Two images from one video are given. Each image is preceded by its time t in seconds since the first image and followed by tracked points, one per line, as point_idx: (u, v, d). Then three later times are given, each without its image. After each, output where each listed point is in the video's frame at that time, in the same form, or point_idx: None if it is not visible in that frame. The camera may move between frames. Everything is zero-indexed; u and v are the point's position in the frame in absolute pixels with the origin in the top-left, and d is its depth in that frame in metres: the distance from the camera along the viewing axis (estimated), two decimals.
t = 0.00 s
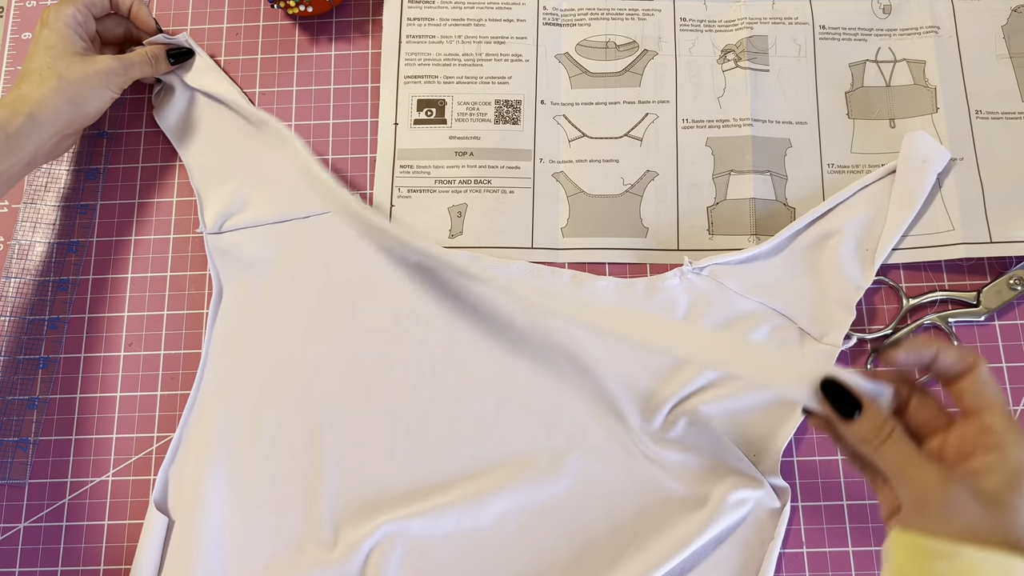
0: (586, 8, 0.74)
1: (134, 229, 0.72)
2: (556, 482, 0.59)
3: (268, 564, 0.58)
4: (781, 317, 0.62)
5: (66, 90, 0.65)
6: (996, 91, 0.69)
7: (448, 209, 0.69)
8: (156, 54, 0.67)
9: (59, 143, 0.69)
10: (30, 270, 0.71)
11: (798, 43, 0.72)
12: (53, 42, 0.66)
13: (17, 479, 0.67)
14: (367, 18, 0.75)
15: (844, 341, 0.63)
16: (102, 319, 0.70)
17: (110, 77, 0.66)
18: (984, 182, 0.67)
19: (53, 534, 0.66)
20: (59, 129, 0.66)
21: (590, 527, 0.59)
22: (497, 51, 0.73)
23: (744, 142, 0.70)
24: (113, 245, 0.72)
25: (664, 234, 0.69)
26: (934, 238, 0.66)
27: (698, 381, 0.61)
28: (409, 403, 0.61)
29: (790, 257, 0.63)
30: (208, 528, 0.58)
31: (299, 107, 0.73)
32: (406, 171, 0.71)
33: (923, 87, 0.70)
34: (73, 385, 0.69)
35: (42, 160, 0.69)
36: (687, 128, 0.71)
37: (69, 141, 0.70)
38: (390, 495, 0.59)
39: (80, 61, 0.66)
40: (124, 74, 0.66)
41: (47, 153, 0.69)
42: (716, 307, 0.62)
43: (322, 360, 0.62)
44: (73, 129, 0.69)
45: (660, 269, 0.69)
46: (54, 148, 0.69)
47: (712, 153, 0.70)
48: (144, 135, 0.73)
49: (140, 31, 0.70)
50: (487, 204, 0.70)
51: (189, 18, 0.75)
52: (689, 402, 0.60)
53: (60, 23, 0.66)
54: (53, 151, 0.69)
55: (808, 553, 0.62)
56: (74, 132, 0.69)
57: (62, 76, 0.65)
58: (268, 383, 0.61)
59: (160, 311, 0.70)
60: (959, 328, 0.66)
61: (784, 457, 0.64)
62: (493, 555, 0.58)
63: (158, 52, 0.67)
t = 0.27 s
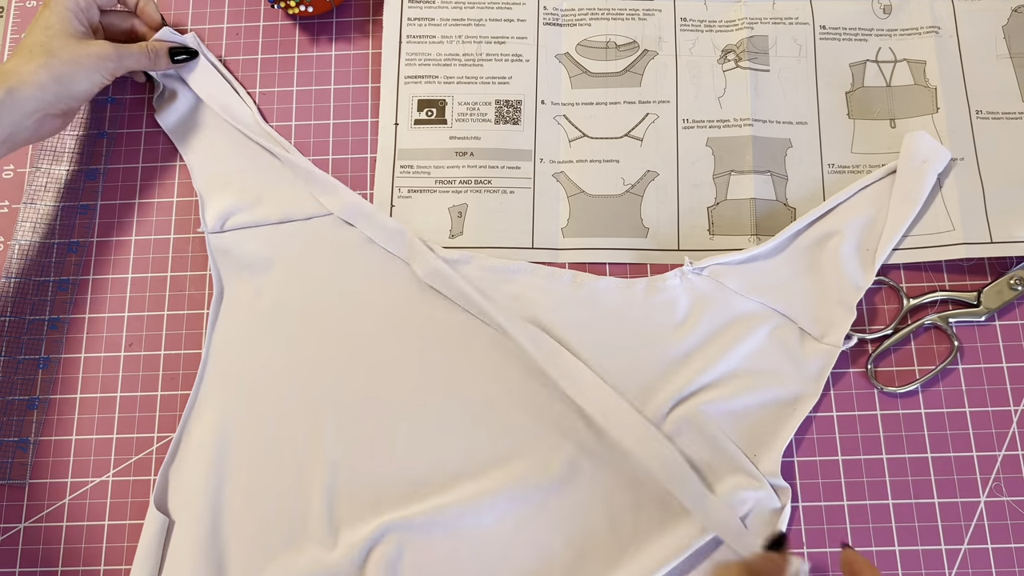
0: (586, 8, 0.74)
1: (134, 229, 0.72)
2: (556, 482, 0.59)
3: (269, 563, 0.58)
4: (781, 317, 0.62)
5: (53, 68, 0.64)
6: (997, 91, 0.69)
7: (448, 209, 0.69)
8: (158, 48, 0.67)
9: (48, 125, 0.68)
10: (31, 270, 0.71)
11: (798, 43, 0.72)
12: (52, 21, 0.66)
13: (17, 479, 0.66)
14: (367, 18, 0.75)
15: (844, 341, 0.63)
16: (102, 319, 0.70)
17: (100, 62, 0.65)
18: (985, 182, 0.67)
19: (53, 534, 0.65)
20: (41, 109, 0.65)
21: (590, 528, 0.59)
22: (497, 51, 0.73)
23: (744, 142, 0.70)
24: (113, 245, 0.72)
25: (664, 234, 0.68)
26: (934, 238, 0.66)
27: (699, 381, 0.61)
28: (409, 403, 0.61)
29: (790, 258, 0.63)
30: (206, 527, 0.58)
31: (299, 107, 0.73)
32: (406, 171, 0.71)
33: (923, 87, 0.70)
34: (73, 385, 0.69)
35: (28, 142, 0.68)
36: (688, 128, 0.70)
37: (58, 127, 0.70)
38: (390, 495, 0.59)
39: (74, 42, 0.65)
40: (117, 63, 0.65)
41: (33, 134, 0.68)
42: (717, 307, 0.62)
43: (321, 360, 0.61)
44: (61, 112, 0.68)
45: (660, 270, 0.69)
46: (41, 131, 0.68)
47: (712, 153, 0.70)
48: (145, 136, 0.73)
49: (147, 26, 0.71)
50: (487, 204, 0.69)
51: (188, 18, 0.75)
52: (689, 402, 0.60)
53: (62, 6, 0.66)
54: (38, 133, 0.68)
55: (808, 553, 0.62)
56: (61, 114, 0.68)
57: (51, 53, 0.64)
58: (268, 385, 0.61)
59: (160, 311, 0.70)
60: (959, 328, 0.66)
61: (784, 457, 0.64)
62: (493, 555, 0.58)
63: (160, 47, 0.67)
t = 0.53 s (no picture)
0: (586, 8, 0.74)
1: (134, 229, 0.72)
2: (556, 482, 0.59)
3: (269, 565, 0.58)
4: (782, 317, 0.62)
5: (29, 45, 0.64)
6: (997, 91, 0.69)
7: (448, 209, 0.69)
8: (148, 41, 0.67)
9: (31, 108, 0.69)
10: (31, 269, 0.71)
11: (798, 43, 0.72)
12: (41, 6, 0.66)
13: (17, 479, 0.66)
14: (367, 18, 0.75)
15: (844, 341, 0.63)
16: (102, 318, 0.70)
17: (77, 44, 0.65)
18: (985, 182, 0.67)
19: (53, 535, 0.65)
20: (17, 90, 0.66)
21: (590, 527, 0.59)
22: (497, 51, 0.73)
23: (744, 142, 0.70)
24: (113, 245, 0.72)
25: (664, 234, 0.68)
26: (935, 238, 0.66)
27: (699, 381, 0.61)
28: (410, 403, 0.61)
29: (790, 258, 0.63)
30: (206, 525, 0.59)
31: (299, 107, 0.73)
32: (406, 171, 0.71)
33: (923, 87, 0.70)
34: (74, 385, 0.69)
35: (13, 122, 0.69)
36: (687, 127, 0.70)
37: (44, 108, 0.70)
38: (391, 495, 0.60)
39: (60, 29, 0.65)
40: (99, 46, 0.65)
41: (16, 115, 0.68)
42: (717, 308, 0.63)
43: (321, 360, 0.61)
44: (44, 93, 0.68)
45: (660, 270, 0.69)
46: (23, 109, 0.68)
47: (712, 153, 0.70)
48: (145, 136, 0.73)
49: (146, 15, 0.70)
50: (487, 204, 0.69)
51: (189, 18, 0.75)
52: (689, 402, 0.60)
53: None
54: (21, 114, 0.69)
55: (808, 553, 0.62)
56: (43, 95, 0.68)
57: (32, 35, 0.65)
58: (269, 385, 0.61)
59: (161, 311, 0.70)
60: (959, 328, 0.66)
61: (784, 457, 0.64)
62: (493, 556, 0.58)
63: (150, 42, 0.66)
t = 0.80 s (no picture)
0: (586, 8, 0.74)
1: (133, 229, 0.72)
2: (556, 482, 0.59)
3: (269, 565, 0.57)
4: (782, 317, 0.63)
5: (18, 73, 0.63)
6: (997, 91, 0.69)
7: (448, 209, 0.69)
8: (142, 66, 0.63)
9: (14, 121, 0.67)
10: (31, 268, 0.71)
11: (798, 43, 0.72)
12: (32, 23, 0.63)
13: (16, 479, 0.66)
14: (367, 18, 0.75)
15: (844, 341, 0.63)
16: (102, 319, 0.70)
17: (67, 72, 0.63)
18: (985, 181, 0.67)
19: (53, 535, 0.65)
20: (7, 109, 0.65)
21: (590, 527, 0.59)
22: (497, 51, 0.73)
23: (744, 142, 0.70)
24: (113, 245, 0.72)
25: (664, 235, 0.68)
26: (934, 238, 0.66)
27: (698, 381, 0.61)
28: (410, 403, 0.61)
29: (790, 258, 0.63)
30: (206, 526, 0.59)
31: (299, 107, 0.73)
32: (406, 171, 0.71)
33: (923, 87, 0.70)
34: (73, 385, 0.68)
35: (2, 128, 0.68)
36: (687, 127, 0.70)
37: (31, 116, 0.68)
38: (390, 495, 0.60)
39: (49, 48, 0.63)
40: (91, 73, 0.63)
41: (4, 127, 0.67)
42: (717, 308, 0.63)
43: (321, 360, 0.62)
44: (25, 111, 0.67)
45: (660, 270, 0.69)
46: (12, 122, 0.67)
47: (712, 153, 0.70)
48: (144, 136, 0.73)
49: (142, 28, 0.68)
50: (487, 204, 0.69)
51: (189, 18, 0.75)
52: (689, 402, 0.60)
53: (47, 7, 0.64)
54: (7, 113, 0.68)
55: (808, 553, 0.62)
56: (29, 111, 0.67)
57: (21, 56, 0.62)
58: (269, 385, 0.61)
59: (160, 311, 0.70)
60: (959, 328, 0.66)
61: (785, 457, 0.64)
62: (493, 556, 0.58)
63: (136, 69, 0.62)
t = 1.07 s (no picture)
0: (586, 8, 0.74)
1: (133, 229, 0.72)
2: (556, 482, 0.59)
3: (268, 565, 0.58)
4: (782, 317, 0.63)
5: (24, 85, 0.63)
6: (997, 91, 0.69)
7: (448, 209, 0.69)
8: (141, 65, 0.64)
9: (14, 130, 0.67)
10: (31, 268, 0.71)
11: (798, 43, 0.72)
12: (32, 31, 0.63)
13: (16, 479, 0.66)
14: (367, 18, 0.75)
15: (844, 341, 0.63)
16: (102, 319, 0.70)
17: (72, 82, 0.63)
18: (985, 181, 0.67)
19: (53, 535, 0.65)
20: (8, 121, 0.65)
21: (590, 527, 0.59)
22: (497, 51, 0.73)
23: (744, 142, 0.70)
24: (113, 245, 0.72)
25: (664, 235, 0.68)
26: (934, 238, 0.66)
27: (698, 381, 0.61)
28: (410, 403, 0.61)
29: (790, 258, 0.63)
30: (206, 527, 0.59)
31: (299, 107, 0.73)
32: (406, 171, 0.71)
33: (923, 87, 0.70)
34: (73, 385, 0.69)
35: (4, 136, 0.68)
36: (688, 127, 0.70)
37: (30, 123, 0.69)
38: (390, 495, 0.60)
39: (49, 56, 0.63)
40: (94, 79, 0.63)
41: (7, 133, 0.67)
42: (717, 308, 0.63)
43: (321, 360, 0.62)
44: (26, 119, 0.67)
45: (660, 270, 0.69)
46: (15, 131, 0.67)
47: (712, 153, 0.70)
48: (144, 135, 0.73)
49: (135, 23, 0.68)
50: (488, 203, 0.69)
51: (189, 18, 0.75)
52: (689, 402, 0.60)
53: (44, 13, 0.63)
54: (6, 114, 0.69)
55: (808, 553, 0.62)
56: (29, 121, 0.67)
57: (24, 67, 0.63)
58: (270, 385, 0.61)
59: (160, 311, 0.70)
60: (959, 328, 0.66)
61: (785, 457, 0.64)
62: (493, 556, 0.58)
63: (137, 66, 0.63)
